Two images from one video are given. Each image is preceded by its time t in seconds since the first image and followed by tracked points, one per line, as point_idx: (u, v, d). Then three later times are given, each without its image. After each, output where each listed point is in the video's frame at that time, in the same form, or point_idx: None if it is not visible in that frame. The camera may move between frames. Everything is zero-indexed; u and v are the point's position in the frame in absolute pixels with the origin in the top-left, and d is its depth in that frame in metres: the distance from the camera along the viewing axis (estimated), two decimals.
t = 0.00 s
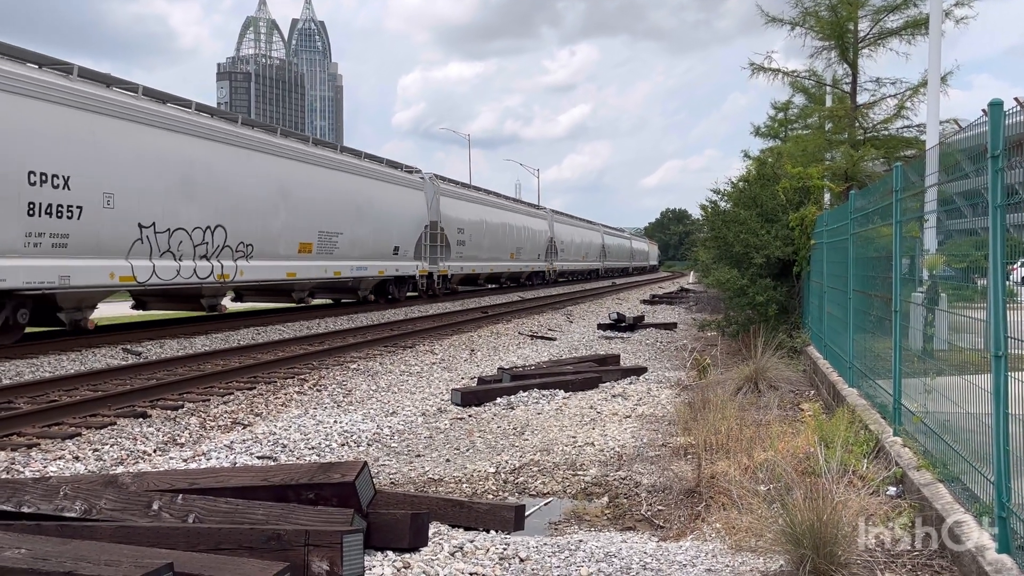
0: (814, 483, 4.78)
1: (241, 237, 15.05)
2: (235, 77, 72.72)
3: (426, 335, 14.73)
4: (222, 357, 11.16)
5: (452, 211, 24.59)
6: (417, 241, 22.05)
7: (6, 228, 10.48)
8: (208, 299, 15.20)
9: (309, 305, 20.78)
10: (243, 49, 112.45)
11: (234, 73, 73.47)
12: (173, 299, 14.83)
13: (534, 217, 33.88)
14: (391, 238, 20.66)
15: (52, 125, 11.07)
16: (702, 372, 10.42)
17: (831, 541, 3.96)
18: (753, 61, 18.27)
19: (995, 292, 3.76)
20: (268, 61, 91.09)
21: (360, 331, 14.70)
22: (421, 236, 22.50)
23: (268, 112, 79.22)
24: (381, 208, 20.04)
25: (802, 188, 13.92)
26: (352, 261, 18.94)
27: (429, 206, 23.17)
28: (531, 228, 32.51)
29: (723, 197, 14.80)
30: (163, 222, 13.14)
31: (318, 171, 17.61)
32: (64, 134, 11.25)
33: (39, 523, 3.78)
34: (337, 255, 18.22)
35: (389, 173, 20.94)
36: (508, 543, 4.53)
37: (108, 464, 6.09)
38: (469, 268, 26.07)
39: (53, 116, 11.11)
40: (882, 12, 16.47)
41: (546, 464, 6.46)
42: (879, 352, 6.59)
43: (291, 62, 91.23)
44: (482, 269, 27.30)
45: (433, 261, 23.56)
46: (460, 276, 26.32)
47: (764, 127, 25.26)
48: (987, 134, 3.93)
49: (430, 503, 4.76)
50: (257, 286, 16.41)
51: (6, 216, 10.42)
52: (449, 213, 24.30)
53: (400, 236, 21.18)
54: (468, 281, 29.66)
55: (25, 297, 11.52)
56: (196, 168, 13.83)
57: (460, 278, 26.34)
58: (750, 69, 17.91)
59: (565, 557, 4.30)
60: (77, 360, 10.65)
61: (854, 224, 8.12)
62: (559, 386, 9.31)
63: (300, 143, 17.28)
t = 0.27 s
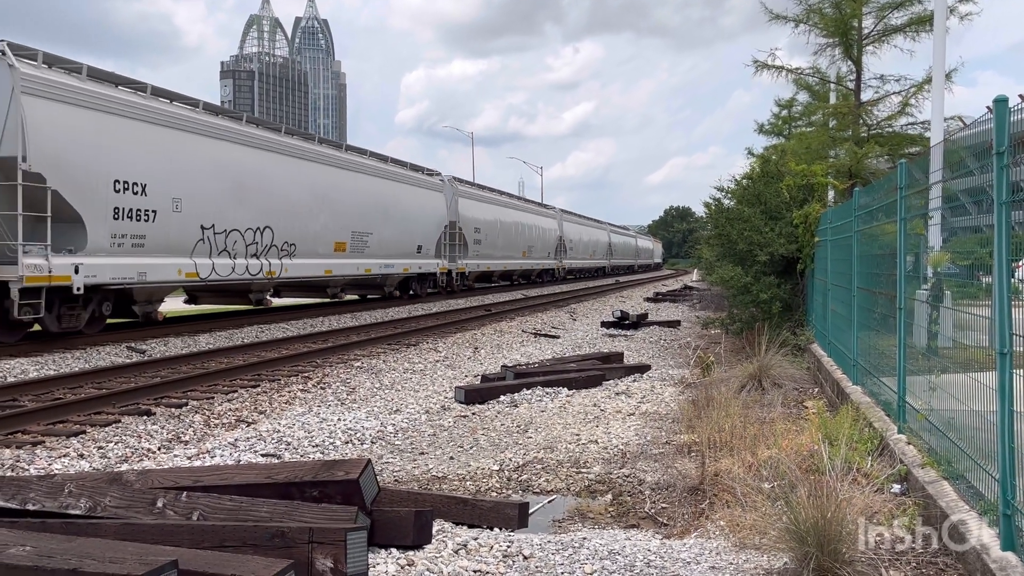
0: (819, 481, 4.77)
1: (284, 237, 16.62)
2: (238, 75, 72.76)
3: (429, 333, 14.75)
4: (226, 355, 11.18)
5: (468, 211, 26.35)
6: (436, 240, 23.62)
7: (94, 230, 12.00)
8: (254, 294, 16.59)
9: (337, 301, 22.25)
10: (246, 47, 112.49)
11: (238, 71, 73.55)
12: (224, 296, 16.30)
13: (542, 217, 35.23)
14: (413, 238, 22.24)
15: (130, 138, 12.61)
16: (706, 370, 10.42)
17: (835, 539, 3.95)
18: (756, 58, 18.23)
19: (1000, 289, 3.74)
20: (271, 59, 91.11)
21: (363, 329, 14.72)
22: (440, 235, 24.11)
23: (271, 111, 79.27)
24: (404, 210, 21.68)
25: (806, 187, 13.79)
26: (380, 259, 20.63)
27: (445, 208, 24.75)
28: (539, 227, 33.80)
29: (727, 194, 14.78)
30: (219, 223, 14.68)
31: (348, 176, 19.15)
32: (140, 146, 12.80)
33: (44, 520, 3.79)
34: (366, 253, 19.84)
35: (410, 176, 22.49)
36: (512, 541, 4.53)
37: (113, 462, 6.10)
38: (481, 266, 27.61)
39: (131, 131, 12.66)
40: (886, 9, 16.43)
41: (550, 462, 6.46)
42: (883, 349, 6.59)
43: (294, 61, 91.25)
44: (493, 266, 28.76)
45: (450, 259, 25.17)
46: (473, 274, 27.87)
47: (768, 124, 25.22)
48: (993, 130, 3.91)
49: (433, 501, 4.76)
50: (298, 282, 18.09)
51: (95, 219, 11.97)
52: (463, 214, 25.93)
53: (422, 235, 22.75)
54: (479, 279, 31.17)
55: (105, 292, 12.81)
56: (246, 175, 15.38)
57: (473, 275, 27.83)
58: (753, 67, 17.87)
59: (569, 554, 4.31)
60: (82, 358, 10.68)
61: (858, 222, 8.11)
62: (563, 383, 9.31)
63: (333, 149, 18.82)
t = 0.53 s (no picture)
0: (823, 479, 4.77)
1: (323, 238, 17.95)
2: (242, 74, 72.78)
3: (433, 331, 14.76)
4: (231, 353, 11.20)
5: (484, 213, 27.56)
6: (456, 239, 24.95)
7: (167, 234, 13.36)
8: (296, 290, 17.91)
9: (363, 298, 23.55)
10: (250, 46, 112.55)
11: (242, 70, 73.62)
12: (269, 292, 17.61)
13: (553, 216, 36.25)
14: (436, 237, 23.55)
15: (194, 149, 13.89)
16: (710, 368, 10.42)
17: (839, 537, 3.95)
18: (760, 55, 18.19)
19: (1005, 286, 3.73)
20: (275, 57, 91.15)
21: (367, 327, 14.73)
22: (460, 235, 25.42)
23: (275, 109, 79.32)
24: (428, 211, 22.96)
25: (810, 184, 13.81)
26: (407, 258, 21.94)
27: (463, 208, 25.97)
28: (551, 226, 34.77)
29: (731, 192, 14.76)
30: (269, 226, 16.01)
31: (378, 179, 20.49)
32: (202, 156, 14.11)
33: (49, 518, 3.80)
34: (394, 252, 21.13)
35: (433, 179, 23.79)
36: (516, 539, 4.53)
37: (118, 460, 6.12)
38: (497, 264, 28.83)
39: (194, 142, 13.96)
40: (890, 6, 16.39)
41: (554, 460, 6.47)
42: (887, 348, 6.59)
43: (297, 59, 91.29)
44: (507, 264, 29.89)
45: (467, 258, 26.41)
46: (489, 271, 29.08)
47: (772, 122, 25.17)
48: (998, 128, 3.90)
49: (437, 498, 4.77)
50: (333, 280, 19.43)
51: (167, 223, 13.32)
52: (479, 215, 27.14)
53: (443, 236, 24.05)
54: (494, 276, 32.35)
55: (174, 287, 14.13)
56: (290, 181, 16.69)
57: (488, 272, 29.01)
58: (757, 64, 17.83)
59: (572, 553, 4.31)
60: (87, 356, 10.71)
61: (863, 219, 8.10)
62: (567, 381, 9.31)
63: (365, 155, 20.12)
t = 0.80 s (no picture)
0: (827, 477, 4.76)
1: (355, 237, 19.30)
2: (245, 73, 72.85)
3: (437, 330, 14.78)
4: (235, 352, 11.22)
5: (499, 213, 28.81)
6: (474, 239, 26.23)
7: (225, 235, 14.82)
8: (332, 286, 19.17)
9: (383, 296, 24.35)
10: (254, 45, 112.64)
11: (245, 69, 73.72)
12: (307, 289, 18.80)
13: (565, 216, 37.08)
14: (455, 236, 24.88)
15: (245, 158, 15.39)
16: (713, 366, 10.41)
17: (843, 535, 3.94)
18: (764, 53, 18.15)
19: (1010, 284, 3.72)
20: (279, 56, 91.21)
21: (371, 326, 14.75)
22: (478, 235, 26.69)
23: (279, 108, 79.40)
24: (448, 213, 24.32)
25: (814, 182, 13.80)
26: (429, 256, 23.25)
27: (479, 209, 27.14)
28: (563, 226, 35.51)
29: (735, 190, 14.75)
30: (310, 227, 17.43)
31: (403, 182, 21.92)
32: (251, 164, 15.61)
33: (54, 516, 3.81)
34: (418, 251, 22.44)
35: (453, 182, 25.19)
36: (520, 537, 4.54)
37: (122, 458, 6.14)
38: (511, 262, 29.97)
39: (243, 152, 15.46)
40: (894, 4, 16.35)
41: (557, 459, 6.47)
42: (891, 346, 6.58)
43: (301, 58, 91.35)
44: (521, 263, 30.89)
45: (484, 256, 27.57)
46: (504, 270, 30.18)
47: (776, 120, 25.13)
48: (1002, 126, 3.89)
49: (441, 496, 4.77)
50: (365, 278, 20.74)
51: (226, 225, 14.80)
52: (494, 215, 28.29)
53: (462, 235, 25.32)
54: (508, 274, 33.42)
55: (229, 284, 15.61)
56: (326, 185, 18.09)
57: (503, 270, 30.07)
58: (761, 62, 17.81)
59: (576, 551, 4.31)
60: (91, 355, 10.73)
61: (866, 217, 8.09)
62: (570, 380, 9.31)
63: (390, 161, 21.53)
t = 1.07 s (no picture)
0: (830, 476, 4.76)
1: (384, 238, 20.44)
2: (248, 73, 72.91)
3: (440, 328, 14.79)
4: (238, 350, 11.23)
5: (512, 213, 29.59)
6: (491, 239, 27.33)
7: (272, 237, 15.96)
8: (363, 284, 20.42)
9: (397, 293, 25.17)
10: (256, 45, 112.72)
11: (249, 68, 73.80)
12: (338, 286, 20.07)
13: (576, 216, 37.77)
14: (473, 236, 25.99)
15: (289, 164, 16.55)
16: (717, 365, 10.40)
17: (846, 533, 3.94)
18: (767, 51, 18.13)
19: (1015, 281, 3.71)
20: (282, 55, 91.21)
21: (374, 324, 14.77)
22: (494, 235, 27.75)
23: (281, 107, 79.45)
24: (466, 214, 25.43)
25: (817, 180, 13.79)
26: (449, 255, 24.34)
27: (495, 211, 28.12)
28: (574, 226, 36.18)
29: (737, 189, 14.73)
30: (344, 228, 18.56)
31: (425, 186, 23.04)
32: (294, 170, 16.76)
33: (59, 514, 3.82)
34: (439, 250, 23.52)
35: (470, 185, 26.34)
36: (524, 535, 4.54)
37: (126, 457, 6.15)
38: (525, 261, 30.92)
39: (288, 159, 16.63)
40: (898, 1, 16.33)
41: (560, 457, 6.47)
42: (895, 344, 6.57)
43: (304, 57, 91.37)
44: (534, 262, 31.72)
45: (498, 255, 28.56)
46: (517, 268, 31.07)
47: (779, 118, 25.11)
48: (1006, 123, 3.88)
49: (445, 495, 4.78)
50: (390, 276, 21.88)
51: (273, 227, 15.93)
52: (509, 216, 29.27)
53: (479, 235, 26.42)
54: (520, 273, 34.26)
55: (275, 280, 16.89)
56: (357, 189, 19.18)
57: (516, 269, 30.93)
58: (764, 60, 17.77)
59: (580, 549, 4.31)
60: (95, 354, 10.75)
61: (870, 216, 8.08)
62: (573, 378, 9.31)
63: (413, 166, 22.68)
